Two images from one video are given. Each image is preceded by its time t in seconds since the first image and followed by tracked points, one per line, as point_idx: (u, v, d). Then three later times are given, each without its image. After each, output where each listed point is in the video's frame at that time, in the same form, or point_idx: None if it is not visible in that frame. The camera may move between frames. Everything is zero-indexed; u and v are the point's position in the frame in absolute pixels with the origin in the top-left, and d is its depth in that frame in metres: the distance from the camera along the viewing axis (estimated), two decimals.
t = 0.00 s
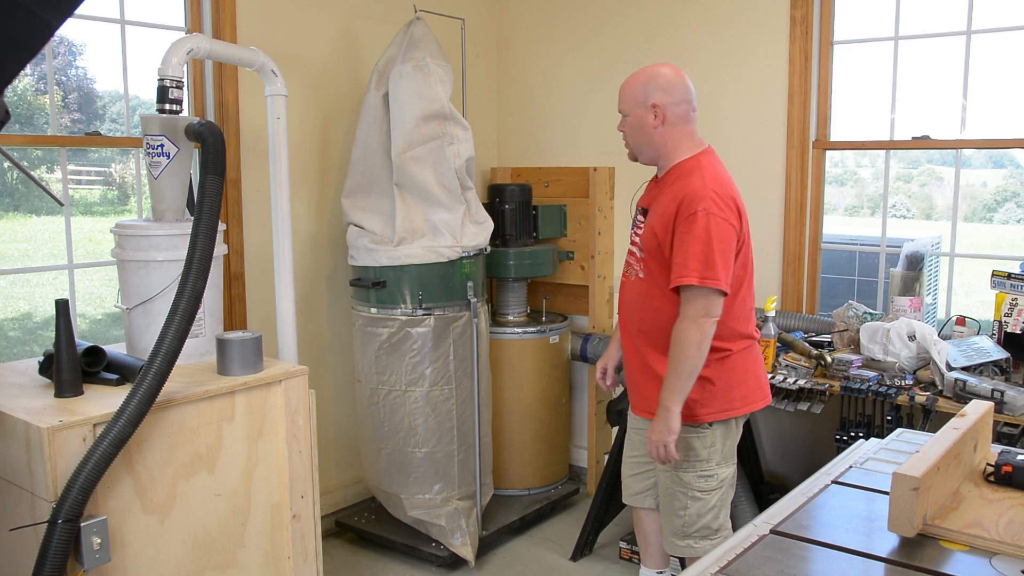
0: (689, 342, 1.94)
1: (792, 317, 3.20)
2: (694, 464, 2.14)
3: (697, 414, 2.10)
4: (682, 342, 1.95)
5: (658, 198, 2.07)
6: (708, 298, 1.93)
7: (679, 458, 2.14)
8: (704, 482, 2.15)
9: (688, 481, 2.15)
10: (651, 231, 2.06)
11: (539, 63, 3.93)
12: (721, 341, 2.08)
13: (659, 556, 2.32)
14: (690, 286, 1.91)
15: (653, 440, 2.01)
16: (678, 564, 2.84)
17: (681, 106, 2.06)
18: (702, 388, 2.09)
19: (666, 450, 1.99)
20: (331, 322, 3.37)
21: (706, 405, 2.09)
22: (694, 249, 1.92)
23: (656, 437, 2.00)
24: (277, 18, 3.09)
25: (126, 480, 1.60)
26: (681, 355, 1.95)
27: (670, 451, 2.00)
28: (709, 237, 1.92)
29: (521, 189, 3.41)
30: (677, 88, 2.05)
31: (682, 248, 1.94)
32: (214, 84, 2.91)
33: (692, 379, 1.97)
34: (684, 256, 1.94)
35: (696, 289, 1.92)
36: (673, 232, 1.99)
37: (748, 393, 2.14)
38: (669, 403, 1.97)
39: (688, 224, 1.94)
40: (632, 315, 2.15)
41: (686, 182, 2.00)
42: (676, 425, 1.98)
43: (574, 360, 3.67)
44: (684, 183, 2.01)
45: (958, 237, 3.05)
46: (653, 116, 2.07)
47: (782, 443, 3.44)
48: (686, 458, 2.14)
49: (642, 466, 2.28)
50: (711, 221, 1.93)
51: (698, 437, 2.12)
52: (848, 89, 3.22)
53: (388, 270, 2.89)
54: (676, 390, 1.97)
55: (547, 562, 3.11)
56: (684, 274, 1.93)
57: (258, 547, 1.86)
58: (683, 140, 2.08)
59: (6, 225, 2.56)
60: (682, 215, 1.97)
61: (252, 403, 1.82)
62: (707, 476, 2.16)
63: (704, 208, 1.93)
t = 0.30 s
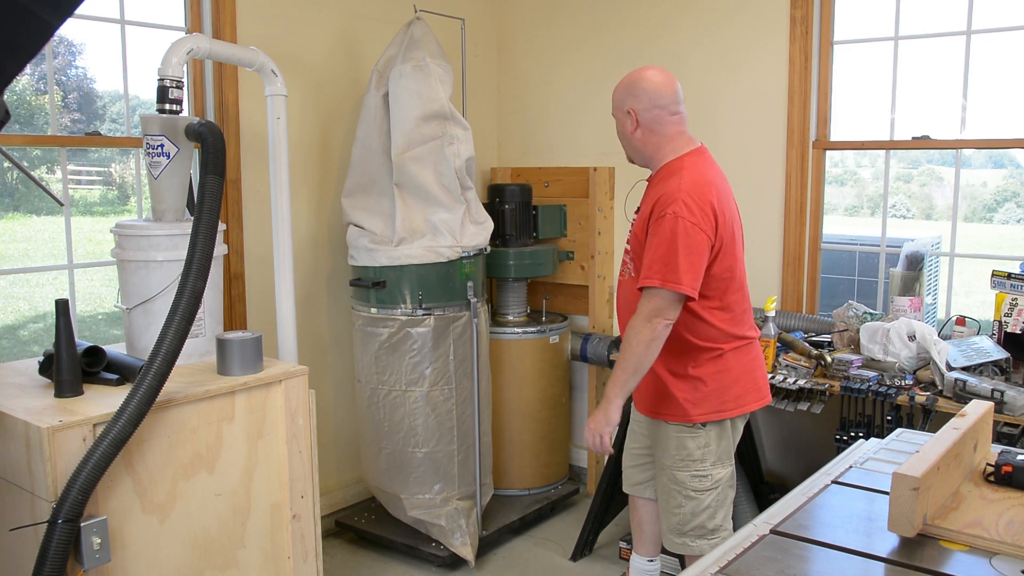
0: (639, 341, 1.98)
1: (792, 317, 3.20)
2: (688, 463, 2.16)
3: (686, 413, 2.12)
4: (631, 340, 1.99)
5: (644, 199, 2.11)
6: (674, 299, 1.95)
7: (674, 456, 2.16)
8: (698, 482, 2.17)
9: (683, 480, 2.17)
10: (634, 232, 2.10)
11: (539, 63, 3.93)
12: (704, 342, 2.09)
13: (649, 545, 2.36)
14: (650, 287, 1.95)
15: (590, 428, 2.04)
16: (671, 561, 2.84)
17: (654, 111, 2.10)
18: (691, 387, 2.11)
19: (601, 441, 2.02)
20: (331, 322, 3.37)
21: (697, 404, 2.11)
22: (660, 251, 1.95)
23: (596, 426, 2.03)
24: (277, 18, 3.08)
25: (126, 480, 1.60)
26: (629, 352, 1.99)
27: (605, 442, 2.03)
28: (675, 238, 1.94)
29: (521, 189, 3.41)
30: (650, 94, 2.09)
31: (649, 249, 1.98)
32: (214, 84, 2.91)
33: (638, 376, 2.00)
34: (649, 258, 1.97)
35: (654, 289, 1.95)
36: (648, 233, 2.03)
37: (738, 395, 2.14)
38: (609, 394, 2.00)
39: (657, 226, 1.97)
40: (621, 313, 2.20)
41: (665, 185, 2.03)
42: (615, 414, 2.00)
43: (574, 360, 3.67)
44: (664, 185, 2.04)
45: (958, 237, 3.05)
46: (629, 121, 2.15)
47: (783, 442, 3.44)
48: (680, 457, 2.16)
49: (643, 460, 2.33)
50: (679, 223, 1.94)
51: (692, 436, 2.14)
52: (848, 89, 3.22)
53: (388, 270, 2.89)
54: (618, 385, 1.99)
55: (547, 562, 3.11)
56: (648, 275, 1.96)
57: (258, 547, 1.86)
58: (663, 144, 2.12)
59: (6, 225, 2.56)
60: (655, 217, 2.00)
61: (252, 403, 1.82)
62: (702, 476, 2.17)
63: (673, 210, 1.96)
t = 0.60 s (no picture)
0: (643, 331, 1.98)
1: (792, 317, 3.20)
2: (691, 460, 2.16)
3: (686, 406, 2.11)
4: (637, 331, 1.99)
5: (636, 194, 2.12)
6: (678, 289, 1.96)
7: (676, 455, 2.16)
8: (701, 479, 2.17)
9: (686, 478, 2.17)
10: (629, 226, 2.10)
11: (539, 63, 3.93)
12: (703, 334, 2.10)
13: (647, 550, 2.36)
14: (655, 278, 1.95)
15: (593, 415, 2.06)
16: (665, 560, 2.85)
17: (649, 109, 2.11)
18: (691, 379, 2.11)
19: (603, 427, 2.04)
20: (331, 322, 3.37)
21: (696, 397, 2.11)
22: (663, 242, 1.96)
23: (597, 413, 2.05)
24: (277, 18, 3.09)
25: (126, 480, 1.60)
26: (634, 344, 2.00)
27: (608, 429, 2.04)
28: (677, 229, 1.95)
29: (521, 189, 3.41)
30: (645, 92, 2.11)
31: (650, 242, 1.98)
32: (214, 84, 2.91)
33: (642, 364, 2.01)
34: (651, 249, 1.98)
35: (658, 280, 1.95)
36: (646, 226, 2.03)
37: (735, 388, 2.16)
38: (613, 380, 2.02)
39: (658, 218, 1.98)
40: (616, 307, 2.20)
41: (661, 179, 2.04)
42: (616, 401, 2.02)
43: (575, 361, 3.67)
44: (658, 179, 2.05)
45: (958, 237, 3.05)
46: (625, 120, 2.14)
47: (783, 442, 3.44)
48: (683, 454, 2.15)
49: (643, 458, 2.32)
50: (681, 215, 1.95)
51: (693, 431, 2.14)
52: (848, 89, 3.22)
53: (388, 271, 2.89)
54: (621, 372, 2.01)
55: (546, 562, 3.11)
56: (652, 266, 1.96)
57: (258, 547, 1.86)
58: (657, 141, 2.13)
59: (6, 225, 2.56)
60: (654, 210, 2.00)
61: (252, 403, 1.82)
62: (704, 472, 2.17)
63: (673, 203, 1.97)
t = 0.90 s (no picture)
0: (667, 321, 1.99)
1: (792, 317, 3.21)
2: (686, 447, 2.17)
3: (682, 396, 2.13)
4: (659, 320, 1.99)
5: (623, 189, 2.15)
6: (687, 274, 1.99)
7: (671, 443, 2.16)
8: (696, 465, 2.18)
9: (681, 465, 2.17)
10: (621, 219, 2.12)
11: (539, 63, 3.93)
12: (696, 322, 2.14)
13: (642, 547, 2.38)
14: (666, 263, 1.96)
15: (641, 419, 2.03)
16: (664, 559, 2.85)
17: (630, 107, 2.16)
18: (685, 369, 2.13)
19: (655, 429, 2.02)
20: (331, 322, 3.37)
21: (689, 386, 2.13)
22: (668, 229, 1.98)
23: (645, 416, 2.03)
24: (277, 18, 3.09)
25: (126, 480, 1.60)
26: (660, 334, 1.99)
27: (658, 431, 2.03)
28: (679, 216, 1.99)
29: (521, 189, 3.41)
30: (625, 92, 2.16)
31: (652, 230, 2.00)
32: (214, 84, 2.91)
33: (677, 352, 2.02)
34: (655, 237, 2.00)
35: (671, 266, 1.97)
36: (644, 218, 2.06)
37: (722, 376, 2.20)
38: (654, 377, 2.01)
39: (658, 207, 2.01)
40: (610, 305, 2.19)
41: (651, 172, 2.09)
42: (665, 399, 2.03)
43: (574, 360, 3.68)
44: (647, 173, 2.09)
45: (958, 237, 3.05)
46: (603, 118, 2.17)
47: (783, 442, 3.44)
48: (678, 442, 2.16)
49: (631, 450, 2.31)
50: (680, 203, 2.00)
51: (686, 420, 2.16)
52: (848, 89, 3.22)
53: (388, 270, 2.89)
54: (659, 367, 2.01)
55: (546, 562, 3.11)
56: (660, 253, 1.98)
57: (258, 547, 1.86)
58: (637, 139, 2.17)
59: (6, 225, 2.56)
60: (651, 200, 2.03)
61: (252, 403, 1.82)
62: (698, 458, 2.19)
63: (671, 191, 2.01)
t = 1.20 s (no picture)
0: (662, 310, 2.01)
1: (792, 317, 3.21)
2: (678, 440, 2.19)
3: (676, 388, 2.16)
4: (655, 309, 2.01)
5: (620, 186, 2.15)
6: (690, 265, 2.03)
7: (665, 436, 2.18)
8: (686, 457, 2.21)
9: (673, 458, 2.19)
10: (622, 215, 2.12)
11: (539, 63, 3.93)
12: (688, 317, 2.18)
13: (637, 547, 2.37)
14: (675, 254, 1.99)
15: (618, 402, 2.05)
16: (663, 559, 2.85)
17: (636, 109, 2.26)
18: (679, 362, 2.16)
19: (629, 412, 2.04)
20: (331, 322, 3.37)
21: (684, 378, 2.17)
22: (678, 221, 2.01)
23: (622, 399, 2.05)
24: (277, 18, 3.09)
25: (126, 480, 1.60)
26: (654, 323, 2.01)
27: (632, 414, 2.05)
28: (687, 209, 2.03)
29: (521, 189, 3.42)
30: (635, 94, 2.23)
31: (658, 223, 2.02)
32: (214, 84, 2.91)
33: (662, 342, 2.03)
34: (661, 230, 2.02)
35: (680, 259, 2.00)
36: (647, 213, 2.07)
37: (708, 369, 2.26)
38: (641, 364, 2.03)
39: (665, 201, 2.03)
40: (606, 301, 2.19)
41: (651, 169, 2.11)
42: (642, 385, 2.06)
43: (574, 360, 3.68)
44: (648, 169, 2.12)
45: (958, 237, 3.05)
46: (630, 112, 2.20)
47: (783, 442, 3.44)
48: (671, 435, 2.18)
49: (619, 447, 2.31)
50: (687, 196, 2.04)
51: (680, 413, 2.19)
52: (848, 89, 3.22)
53: (388, 271, 2.89)
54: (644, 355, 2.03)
55: (546, 562, 3.11)
56: (668, 244, 2.00)
57: (258, 547, 1.86)
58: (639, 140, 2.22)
59: (6, 225, 2.56)
60: (657, 193, 2.05)
61: (252, 403, 1.82)
62: (689, 452, 2.22)
63: (676, 186, 2.05)
